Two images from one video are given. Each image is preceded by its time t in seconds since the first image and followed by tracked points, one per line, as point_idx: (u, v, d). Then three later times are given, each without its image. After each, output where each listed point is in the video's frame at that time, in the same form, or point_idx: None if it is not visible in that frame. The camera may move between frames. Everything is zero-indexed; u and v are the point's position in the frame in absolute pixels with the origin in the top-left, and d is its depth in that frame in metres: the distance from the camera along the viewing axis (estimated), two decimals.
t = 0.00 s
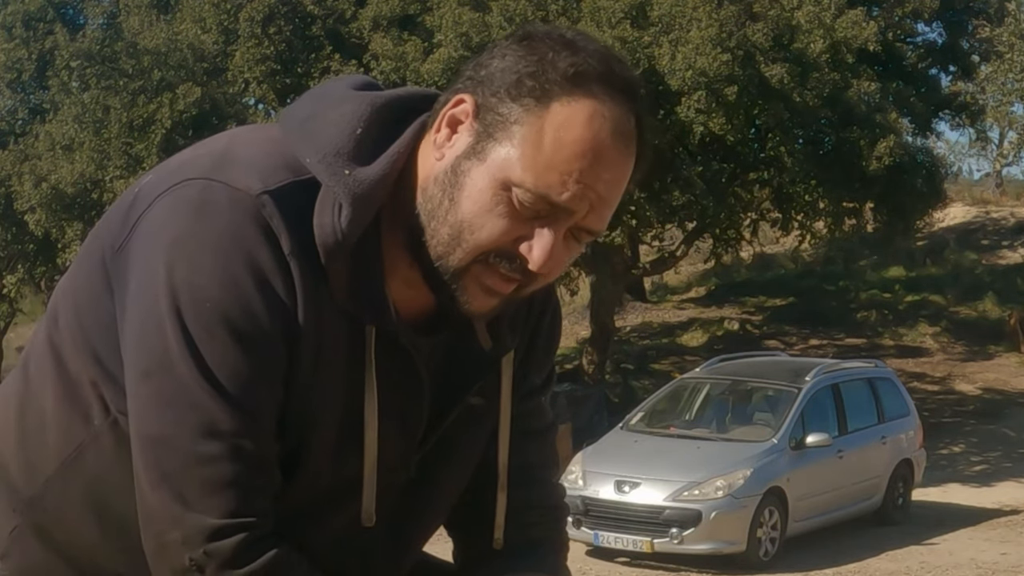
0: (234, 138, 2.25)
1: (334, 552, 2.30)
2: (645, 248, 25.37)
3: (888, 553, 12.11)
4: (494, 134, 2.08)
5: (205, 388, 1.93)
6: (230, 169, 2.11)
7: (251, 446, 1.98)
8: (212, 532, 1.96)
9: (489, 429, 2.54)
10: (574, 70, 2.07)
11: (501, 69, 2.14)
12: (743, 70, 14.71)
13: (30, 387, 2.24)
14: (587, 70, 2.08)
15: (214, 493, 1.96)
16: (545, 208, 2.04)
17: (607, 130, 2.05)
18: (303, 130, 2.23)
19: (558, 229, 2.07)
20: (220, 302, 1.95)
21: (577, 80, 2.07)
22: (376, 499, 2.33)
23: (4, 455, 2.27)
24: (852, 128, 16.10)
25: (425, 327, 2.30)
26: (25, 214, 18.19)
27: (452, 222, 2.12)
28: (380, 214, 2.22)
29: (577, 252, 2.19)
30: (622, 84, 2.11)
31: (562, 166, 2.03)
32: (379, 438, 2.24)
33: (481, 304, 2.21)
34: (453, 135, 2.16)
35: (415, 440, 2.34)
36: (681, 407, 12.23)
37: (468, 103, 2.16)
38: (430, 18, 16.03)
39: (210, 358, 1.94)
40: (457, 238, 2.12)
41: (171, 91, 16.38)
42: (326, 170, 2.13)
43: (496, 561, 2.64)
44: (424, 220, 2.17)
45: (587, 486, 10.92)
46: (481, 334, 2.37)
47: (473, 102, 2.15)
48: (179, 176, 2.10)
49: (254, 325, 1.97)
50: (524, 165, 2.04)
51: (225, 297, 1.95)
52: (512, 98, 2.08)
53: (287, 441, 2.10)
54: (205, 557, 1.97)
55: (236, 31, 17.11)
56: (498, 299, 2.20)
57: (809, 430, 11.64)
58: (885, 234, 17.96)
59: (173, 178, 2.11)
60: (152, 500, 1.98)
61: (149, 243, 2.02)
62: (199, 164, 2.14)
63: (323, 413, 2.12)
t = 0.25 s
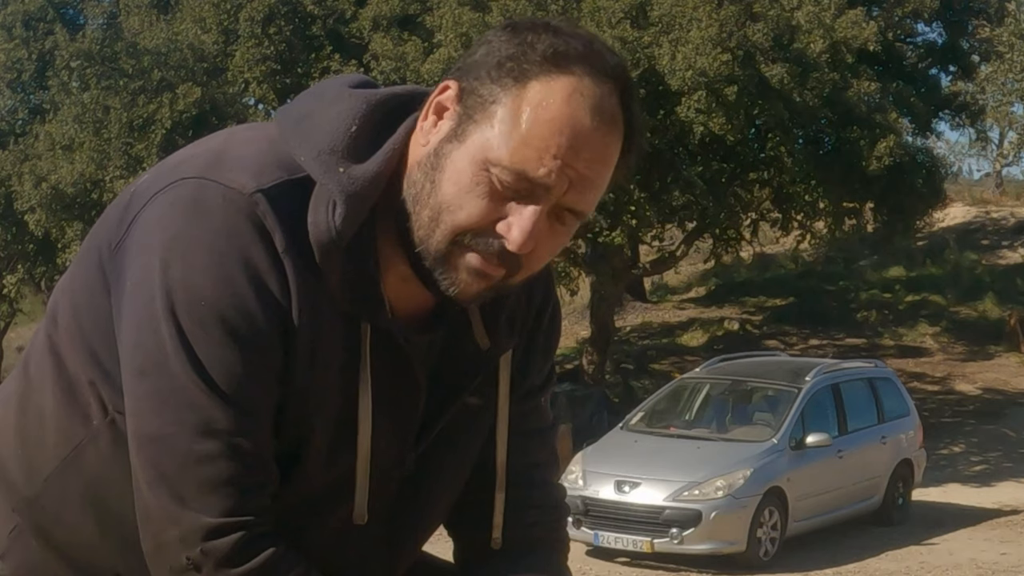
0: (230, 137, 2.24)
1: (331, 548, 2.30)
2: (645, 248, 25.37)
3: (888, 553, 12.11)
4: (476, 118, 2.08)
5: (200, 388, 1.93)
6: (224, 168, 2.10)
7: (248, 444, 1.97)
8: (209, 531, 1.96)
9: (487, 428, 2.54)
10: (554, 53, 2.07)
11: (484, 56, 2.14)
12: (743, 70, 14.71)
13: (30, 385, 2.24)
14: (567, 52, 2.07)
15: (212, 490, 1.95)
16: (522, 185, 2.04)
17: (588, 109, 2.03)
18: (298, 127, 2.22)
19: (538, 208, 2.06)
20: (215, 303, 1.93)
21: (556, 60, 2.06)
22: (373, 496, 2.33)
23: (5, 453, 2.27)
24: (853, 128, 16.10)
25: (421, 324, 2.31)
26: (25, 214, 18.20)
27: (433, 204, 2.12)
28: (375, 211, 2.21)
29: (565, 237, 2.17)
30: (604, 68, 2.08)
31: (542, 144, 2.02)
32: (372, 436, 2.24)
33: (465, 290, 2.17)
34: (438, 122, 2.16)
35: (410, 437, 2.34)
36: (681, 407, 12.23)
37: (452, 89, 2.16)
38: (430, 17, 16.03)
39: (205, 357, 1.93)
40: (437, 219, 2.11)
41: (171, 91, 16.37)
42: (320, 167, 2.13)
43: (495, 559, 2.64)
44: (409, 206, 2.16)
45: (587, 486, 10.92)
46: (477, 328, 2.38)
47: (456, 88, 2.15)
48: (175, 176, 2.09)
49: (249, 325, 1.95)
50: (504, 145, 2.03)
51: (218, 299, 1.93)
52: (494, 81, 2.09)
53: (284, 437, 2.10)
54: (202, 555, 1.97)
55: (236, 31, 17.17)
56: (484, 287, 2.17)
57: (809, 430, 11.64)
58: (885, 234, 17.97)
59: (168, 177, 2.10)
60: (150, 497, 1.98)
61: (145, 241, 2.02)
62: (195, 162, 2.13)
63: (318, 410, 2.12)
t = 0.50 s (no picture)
0: (229, 132, 2.21)
1: (331, 544, 2.29)
2: (645, 248, 25.37)
3: (888, 553, 12.11)
4: (455, 72, 2.13)
5: (202, 380, 1.90)
6: (224, 161, 2.08)
7: (249, 437, 1.95)
8: (210, 525, 1.93)
9: (489, 426, 2.52)
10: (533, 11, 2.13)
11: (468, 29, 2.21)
12: (743, 70, 14.72)
13: (31, 385, 2.24)
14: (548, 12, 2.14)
15: (214, 483, 1.93)
16: (489, 119, 2.05)
17: (563, 57, 2.09)
18: (298, 116, 2.21)
19: (512, 149, 2.05)
20: (217, 295, 1.91)
21: (535, 16, 2.12)
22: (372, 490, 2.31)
23: (5, 453, 2.27)
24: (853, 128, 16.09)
25: (421, 313, 2.30)
26: (25, 214, 18.21)
27: (406, 155, 2.12)
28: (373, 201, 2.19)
29: (546, 200, 2.12)
30: (589, 28, 2.14)
31: (518, 85, 2.06)
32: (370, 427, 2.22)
33: (440, 258, 2.09)
34: (422, 90, 2.20)
35: (407, 431, 2.33)
36: (681, 407, 12.23)
37: (436, 61, 2.22)
38: (430, 18, 16.02)
39: (205, 348, 1.91)
40: (407, 166, 2.11)
41: (172, 91, 16.36)
42: (323, 154, 2.12)
43: (496, 558, 2.65)
44: (389, 172, 2.14)
45: (587, 486, 10.91)
46: (475, 322, 2.39)
47: (439, 57, 2.21)
48: (175, 169, 2.08)
49: (250, 317, 1.93)
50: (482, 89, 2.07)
51: (218, 290, 1.92)
52: (475, 39, 2.14)
53: (284, 431, 2.08)
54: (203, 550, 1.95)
55: (236, 31, 17.18)
56: (461, 253, 2.09)
57: (810, 430, 11.64)
58: (885, 234, 17.97)
59: (168, 171, 2.08)
60: (150, 492, 1.95)
61: (144, 236, 2.00)
62: (195, 156, 2.11)
63: (318, 405, 2.10)
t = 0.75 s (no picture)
0: (227, 131, 2.22)
1: (332, 543, 2.29)
2: (645, 248, 25.37)
3: (888, 553, 12.11)
4: (446, 71, 2.12)
5: (200, 379, 1.90)
6: (221, 159, 2.09)
7: (248, 436, 1.95)
8: (211, 524, 1.94)
9: (488, 425, 2.52)
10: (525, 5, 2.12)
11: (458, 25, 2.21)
12: (743, 70, 14.73)
13: (30, 386, 2.24)
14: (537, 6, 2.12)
15: (214, 483, 1.93)
16: (483, 117, 2.04)
17: (553, 51, 2.07)
18: (294, 116, 2.21)
19: (505, 146, 2.04)
20: (214, 294, 1.91)
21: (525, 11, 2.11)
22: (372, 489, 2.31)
23: (4, 454, 2.27)
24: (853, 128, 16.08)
25: (421, 312, 2.30)
26: (25, 214, 18.22)
27: (401, 155, 2.12)
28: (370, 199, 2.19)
29: (545, 195, 2.13)
30: (581, 21, 2.12)
31: (509, 83, 2.05)
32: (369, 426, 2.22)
33: (442, 258, 2.09)
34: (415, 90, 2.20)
35: (405, 430, 2.32)
36: (681, 407, 12.23)
37: (428, 59, 2.22)
38: (430, 17, 16.02)
39: (203, 348, 1.91)
40: (402, 168, 2.11)
41: (171, 91, 16.36)
42: (318, 153, 2.13)
43: (496, 558, 2.65)
44: (386, 171, 2.14)
45: (587, 486, 10.91)
46: (475, 321, 2.37)
47: (431, 56, 2.21)
48: (172, 168, 2.08)
49: (248, 316, 1.93)
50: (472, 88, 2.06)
51: (215, 288, 1.91)
52: (465, 37, 2.14)
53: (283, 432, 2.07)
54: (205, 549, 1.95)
55: (236, 31, 17.14)
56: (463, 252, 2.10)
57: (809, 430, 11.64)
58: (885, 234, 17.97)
59: (166, 170, 2.08)
60: (150, 493, 1.95)
61: (141, 236, 2.00)
62: (193, 154, 2.11)
63: (317, 403, 2.09)
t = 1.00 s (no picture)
0: (225, 132, 2.22)
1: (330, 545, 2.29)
2: (645, 248, 25.37)
3: (888, 553, 12.10)
4: (450, 88, 2.11)
5: (197, 382, 1.90)
6: (218, 161, 2.08)
7: (245, 439, 1.95)
8: (208, 528, 1.94)
9: (487, 427, 2.52)
10: (528, 17, 2.09)
11: (462, 33, 2.18)
12: (743, 70, 14.75)
13: (30, 385, 2.23)
14: (541, 18, 2.09)
15: (211, 486, 1.93)
16: (487, 142, 2.03)
17: (557, 68, 2.03)
18: (293, 118, 2.21)
19: (511, 171, 2.04)
20: (210, 297, 1.91)
21: (529, 24, 2.08)
22: (369, 491, 2.31)
23: (4, 455, 2.27)
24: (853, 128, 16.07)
25: (418, 315, 2.31)
26: (25, 214, 18.23)
27: (409, 177, 2.13)
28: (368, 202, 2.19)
29: (550, 209, 2.13)
30: (585, 30, 2.09)
31: (511, 104, 2.02)
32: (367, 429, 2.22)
33: (448, 271, 2.14)
34: (419, 102, 2.19)
35: (405, 433, 2.32)
36: (681, 407, 12.23)
37: (431, 68, 2.20)
38: (430, 18, 16.02)
39: (201, 352, 1.91)
40: (411, 192, 2.12)
41: (171, 91, 16.36)
42: (314, 156, 2.12)
43: (495, 560, 2.64)
44: (391, 185, 2.17)
45: (587, 486, 10.91)
46: (473, 323, 2.37)
47: (434, 66, 2.18)
48: (169, 170, 2.07)
49: (244, 320, 1.93)
50: (477, 109, 2.04)
51: (211, 292, 1.91)
52: (468, 52, 2.11)
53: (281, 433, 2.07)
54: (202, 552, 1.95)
55: (236, 31, 17.13)
56: (469, 264, 2.14)
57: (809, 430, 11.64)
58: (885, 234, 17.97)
59: (164, 172, 2.08)
60: (147, 496, 1.96)
61: (139, 238, 2.00)
62: (191, 155, 2.11)
63: (316, 406, 2.09)
